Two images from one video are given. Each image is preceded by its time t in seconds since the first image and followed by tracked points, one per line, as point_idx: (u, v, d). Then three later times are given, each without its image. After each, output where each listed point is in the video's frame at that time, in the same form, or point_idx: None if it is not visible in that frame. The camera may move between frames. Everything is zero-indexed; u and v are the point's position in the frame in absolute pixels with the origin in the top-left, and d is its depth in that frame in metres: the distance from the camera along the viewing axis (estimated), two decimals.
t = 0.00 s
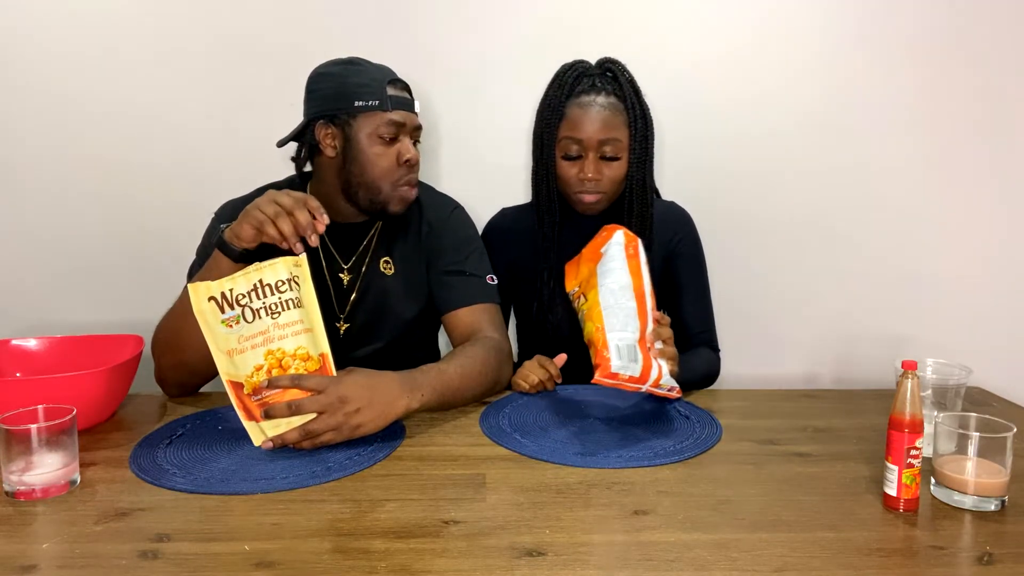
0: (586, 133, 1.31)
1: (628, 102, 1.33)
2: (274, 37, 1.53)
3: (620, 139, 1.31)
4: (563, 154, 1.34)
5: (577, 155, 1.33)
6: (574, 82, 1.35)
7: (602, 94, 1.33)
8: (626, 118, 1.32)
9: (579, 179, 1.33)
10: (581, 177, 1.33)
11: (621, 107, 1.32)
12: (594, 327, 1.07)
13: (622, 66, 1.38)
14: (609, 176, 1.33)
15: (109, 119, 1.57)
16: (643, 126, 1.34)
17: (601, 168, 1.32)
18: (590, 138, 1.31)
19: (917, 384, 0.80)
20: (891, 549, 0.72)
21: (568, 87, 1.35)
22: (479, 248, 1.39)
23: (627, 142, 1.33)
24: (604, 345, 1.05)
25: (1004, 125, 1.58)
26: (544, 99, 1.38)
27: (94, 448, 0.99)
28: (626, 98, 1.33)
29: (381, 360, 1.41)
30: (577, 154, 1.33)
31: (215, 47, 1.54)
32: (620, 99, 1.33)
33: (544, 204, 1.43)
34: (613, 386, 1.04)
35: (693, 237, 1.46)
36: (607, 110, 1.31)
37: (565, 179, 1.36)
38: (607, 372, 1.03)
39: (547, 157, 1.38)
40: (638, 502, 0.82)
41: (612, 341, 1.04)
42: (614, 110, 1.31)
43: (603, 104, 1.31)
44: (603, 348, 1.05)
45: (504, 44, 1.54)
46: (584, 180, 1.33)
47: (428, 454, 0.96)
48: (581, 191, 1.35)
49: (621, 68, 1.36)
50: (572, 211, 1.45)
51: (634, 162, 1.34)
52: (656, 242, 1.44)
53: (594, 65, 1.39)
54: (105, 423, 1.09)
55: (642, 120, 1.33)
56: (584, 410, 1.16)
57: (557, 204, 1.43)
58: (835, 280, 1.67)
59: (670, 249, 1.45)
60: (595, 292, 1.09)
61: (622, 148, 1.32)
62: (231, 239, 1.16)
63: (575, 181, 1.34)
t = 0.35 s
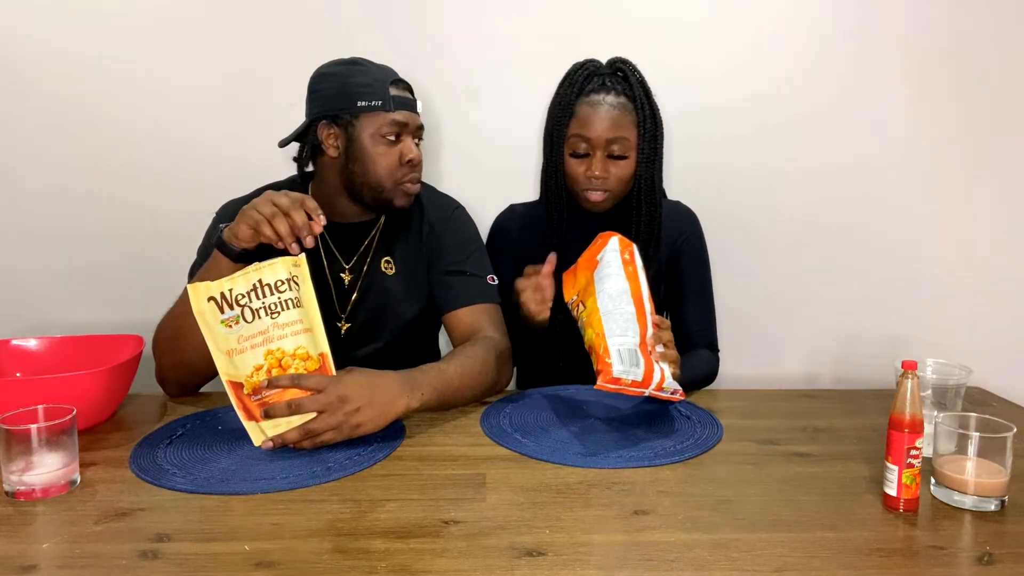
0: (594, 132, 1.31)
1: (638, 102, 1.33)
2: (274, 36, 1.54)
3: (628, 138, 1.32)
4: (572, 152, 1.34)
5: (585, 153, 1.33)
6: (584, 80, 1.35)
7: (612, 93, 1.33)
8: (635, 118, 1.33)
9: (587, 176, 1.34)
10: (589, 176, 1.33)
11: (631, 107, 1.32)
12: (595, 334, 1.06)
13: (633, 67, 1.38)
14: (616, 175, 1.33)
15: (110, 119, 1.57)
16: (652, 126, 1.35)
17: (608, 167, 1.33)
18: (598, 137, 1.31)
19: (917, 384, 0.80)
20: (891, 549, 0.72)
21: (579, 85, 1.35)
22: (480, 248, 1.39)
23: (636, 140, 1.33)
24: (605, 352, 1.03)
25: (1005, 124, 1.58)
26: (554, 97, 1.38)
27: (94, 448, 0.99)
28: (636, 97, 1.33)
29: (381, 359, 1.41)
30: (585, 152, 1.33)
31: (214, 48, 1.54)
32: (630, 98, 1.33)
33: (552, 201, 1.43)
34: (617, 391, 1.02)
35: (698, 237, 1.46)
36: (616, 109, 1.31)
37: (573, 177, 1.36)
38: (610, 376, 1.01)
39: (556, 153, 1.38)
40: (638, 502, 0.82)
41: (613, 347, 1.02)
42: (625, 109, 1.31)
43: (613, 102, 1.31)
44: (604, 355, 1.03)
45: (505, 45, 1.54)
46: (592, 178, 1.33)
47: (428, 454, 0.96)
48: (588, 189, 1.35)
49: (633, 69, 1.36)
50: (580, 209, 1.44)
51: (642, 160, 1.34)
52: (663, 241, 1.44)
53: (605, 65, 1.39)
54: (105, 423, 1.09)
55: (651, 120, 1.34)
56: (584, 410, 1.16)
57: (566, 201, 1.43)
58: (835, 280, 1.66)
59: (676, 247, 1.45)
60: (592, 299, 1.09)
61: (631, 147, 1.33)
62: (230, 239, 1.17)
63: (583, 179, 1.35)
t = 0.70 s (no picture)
0: (600, 128, 1.31)
1: (644, 100, 1.34)
2: (274, 36, 1.53)
3: (634, 134, 1.32)
4: (578, 147, 1.35)
5: (591, 149, 1.34)
6: (592, 78, 1.36)
7: (619, 92, 1.33)
8: (641, 115, 1.33)
9: (593, 172, 1.34)
10: (594, 171, 1.33)
11: (637, 104, 1.33)
12: (592, 327, 1.07)
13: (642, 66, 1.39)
14: (621, 171, 1.34)
15: (110, 119, 1.57)
16: (658, 124, 1.35)
17: (613, 163, 1.33)
18: (605, 132, 1.31)
19: (917, 384, 0.80)
20: (891, 549, 0.73)
21: (587, 82, 1.36)
22: (479, 248, 1.39)
23: (641, 137, 1.33)
24: (599, 343, 1.04)
25: (1005, 125, 1.58)
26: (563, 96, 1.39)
27: (94, 448, 0.99)
28: (642, 96, 1.34)
29: (381, 359, 1.41)
30: (591, 148, 1.33)
31: (214, 48, 1.54)
32: (636, 96, 1.34)
33: (558, 196, 1.43)
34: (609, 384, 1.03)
35: (702, 236, 1.46)
36: (623, 105, 1.31)
37: (578, 172, 1.37)
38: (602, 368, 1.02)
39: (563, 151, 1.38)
40: (639, 503, 0.82)
41: (607, 339, 1.03)
42: (631, 107, 1.32)
43: (619, 100, 1.32)
44: (599, 346, 1.04)
45: (505, 45, 1.54)
46: (597, 174, 1.33)
47: (428, 454, 0.96)
48: (593, 183, 1.36)
49: (641, 68, 1.36)
50: (586, 206, 1.45)
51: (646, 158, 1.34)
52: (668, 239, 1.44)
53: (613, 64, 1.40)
54: (105, 423, 1.09)
55: (657, 118, 1.34)
56: (584, 410, 1.16)
57: (571, 197, 1.43)
58: (835, 280, 1.66)
59: (681, 244, 1.45)
60: (593, 293, 1.09)
61: (637, 144, 1.33)
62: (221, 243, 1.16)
63: (588, 174, 1.35)
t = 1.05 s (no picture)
0: (606, 126, 1.31)
1: (650, 100, 1.34)
2: (274, 37, 1.53)
3: (639, 133, 1.32)
4: (584, 145, 1.35)
5: (596, 147, 1.34)
6: (599, 76, 1.36)
7: (625, 91, 1.33)
8: (647, 115, 1.33)
9: (598, 169, 1.34)
10: (600, 169, 1.34)
11: (643, 104, 1.33)
12: (600, 323, 1.05)
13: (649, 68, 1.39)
14: (626, 169, 1.34)
15: (109, 119, 1.57)
16: (662, 125, 1.35)
17: (618, 161, 1.33)
18: (611, 131, 1.31)
19: (917, 384, 0.80)
20: (891, 549, 0.73)
21: (594, 80, 1.36)
22: (482, 247, 1.39)
23: (647, 137, 1.34)
24: (611, 338, 1.03)
25: (1005, 125, 1.58)
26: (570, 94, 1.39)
27: (94, 448, 0.99)
28: (648, 97, 1.34)
29: (381, 357, 1.41)
30: (596, 146, 1.34)
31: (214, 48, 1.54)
32: (642, 97, 1.34)
33: (561, 193, 1.42)
34: (620, 381, 1.02)
35: (705, 236, 1.46)
36: (629, 105, 1.32)
37: (583, 169, 1.37)
38: (615, 362, 1.01)
39: (569, 150, 1.38)
40: (639, 502, 0.82)
41: (619, 334, 1.03)
42: (637, 106, 1.32)
43: (626, 99, 1.32)
44: (609, 342, 1.03)
45: (505, 45, 1.54)
46: (603, 171, 1.34)
47: (428, 454, 0.96)
48: (598, 181, 1.36)
49: (648, 69, 1.37)
50: (588, 205, 1.44)
51: (652, 158, 1.35)
52: (672, 237, 1.44)
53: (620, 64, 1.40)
54: (105, 423, 1.09)
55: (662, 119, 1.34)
56: (584, 409, 1.16)
57: (574, 194, 1.42)
58: (835, 280, 1.66)
59: (682, 245, 1.45)
60: (596, 289, 1.08)
61: (642, 143, 1.33)
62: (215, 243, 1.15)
63: (593, 172, 1.35)
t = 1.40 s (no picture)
0: (614, 124, 1.31)
1: (658, 101, 1.34)
2: (275, 37, 1.53)
3: (647, 132, 1.32)
4: (590, 142, 1.35)
5: (603, 144, 1.33)
6: (608, 75, 1.36)
7: (633, 90, 1.33)
8: (655, 115, 1.33)
9: (604, 167, 1.34)
10: (607, 168, 1.33)
11: (651, 103, 1.33)
12: (605, 332, 1.05)
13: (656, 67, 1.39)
14: (633, 168, 1.34)
15: (109, 119, 1.57)
16: (669, 127, 1.36)
17: (625, 160, 1.33)
18: (618, 129, 1.31)
19: (917, 384, 0.80)
20: (891, 549, 0.73)
21: (603, 79, 1.36)
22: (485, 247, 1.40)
23: (654, 136, 1.33)
24: (618, 349, 1.03)
25: (1005, 125, 1.58)
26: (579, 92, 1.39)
27: (94, 448, 0.99)
28: (655, 97, 1.34)
29: (381, 355, 1.41)
30: (603, 144, 1.33)
31: (214, 48, 1.54)
32: (650, 97, 1.34)
33: (567, 192, 1.43)
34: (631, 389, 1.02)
35: (710, 238, 1.47)
36: (637, 104, 1.31)
37: (589, 167, 1.37)
38: (625, 375, 1.01)
39: (576, 148, 1.38)
40: (639, 502, 0.82)
41: (627, 344, 1.02)
42: (645, 106, 1.32)
43: (633, 98, 1.32)
44: (618, 352, 1.02)
45: (504, 45, 1.54)
46: (608, 169, 1.33)
47: (428, 454, 0.96)
48: (604, 179, 1.35)
49: (657, 69, 1.37)
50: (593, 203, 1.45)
51: (658, 159, 1.35)
52: (677, 236, 1.44)
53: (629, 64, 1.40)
54: (105, 423, 1.09)
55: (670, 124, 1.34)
56: (584, 409, 1.16)
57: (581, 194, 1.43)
58: (835, 280, 1.66)
59: (686, 245, 1.45)
60: (598, 296, 1.07)
61: (649, 143, 1.33)
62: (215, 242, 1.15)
63: (599, 169, 1.35)
